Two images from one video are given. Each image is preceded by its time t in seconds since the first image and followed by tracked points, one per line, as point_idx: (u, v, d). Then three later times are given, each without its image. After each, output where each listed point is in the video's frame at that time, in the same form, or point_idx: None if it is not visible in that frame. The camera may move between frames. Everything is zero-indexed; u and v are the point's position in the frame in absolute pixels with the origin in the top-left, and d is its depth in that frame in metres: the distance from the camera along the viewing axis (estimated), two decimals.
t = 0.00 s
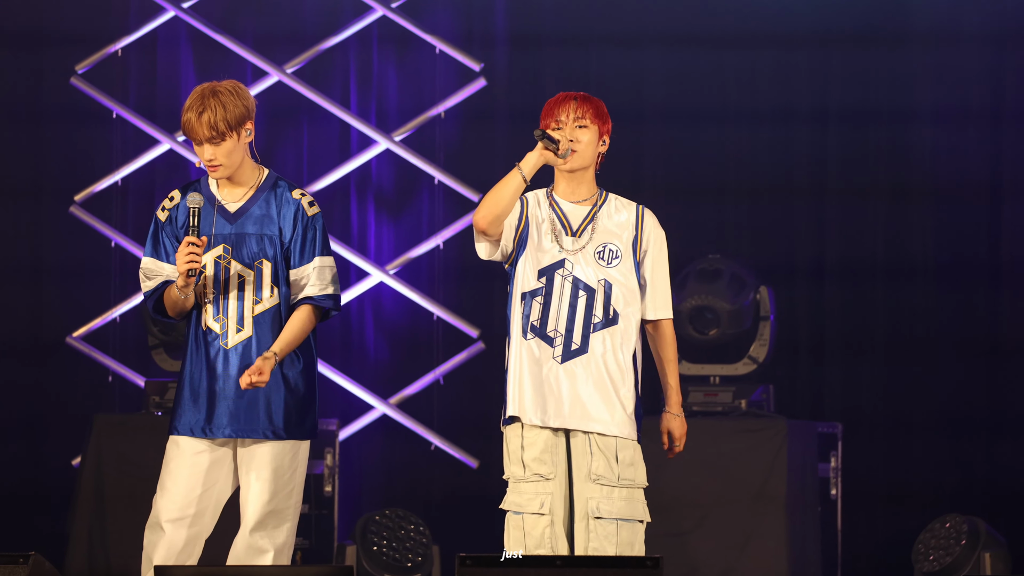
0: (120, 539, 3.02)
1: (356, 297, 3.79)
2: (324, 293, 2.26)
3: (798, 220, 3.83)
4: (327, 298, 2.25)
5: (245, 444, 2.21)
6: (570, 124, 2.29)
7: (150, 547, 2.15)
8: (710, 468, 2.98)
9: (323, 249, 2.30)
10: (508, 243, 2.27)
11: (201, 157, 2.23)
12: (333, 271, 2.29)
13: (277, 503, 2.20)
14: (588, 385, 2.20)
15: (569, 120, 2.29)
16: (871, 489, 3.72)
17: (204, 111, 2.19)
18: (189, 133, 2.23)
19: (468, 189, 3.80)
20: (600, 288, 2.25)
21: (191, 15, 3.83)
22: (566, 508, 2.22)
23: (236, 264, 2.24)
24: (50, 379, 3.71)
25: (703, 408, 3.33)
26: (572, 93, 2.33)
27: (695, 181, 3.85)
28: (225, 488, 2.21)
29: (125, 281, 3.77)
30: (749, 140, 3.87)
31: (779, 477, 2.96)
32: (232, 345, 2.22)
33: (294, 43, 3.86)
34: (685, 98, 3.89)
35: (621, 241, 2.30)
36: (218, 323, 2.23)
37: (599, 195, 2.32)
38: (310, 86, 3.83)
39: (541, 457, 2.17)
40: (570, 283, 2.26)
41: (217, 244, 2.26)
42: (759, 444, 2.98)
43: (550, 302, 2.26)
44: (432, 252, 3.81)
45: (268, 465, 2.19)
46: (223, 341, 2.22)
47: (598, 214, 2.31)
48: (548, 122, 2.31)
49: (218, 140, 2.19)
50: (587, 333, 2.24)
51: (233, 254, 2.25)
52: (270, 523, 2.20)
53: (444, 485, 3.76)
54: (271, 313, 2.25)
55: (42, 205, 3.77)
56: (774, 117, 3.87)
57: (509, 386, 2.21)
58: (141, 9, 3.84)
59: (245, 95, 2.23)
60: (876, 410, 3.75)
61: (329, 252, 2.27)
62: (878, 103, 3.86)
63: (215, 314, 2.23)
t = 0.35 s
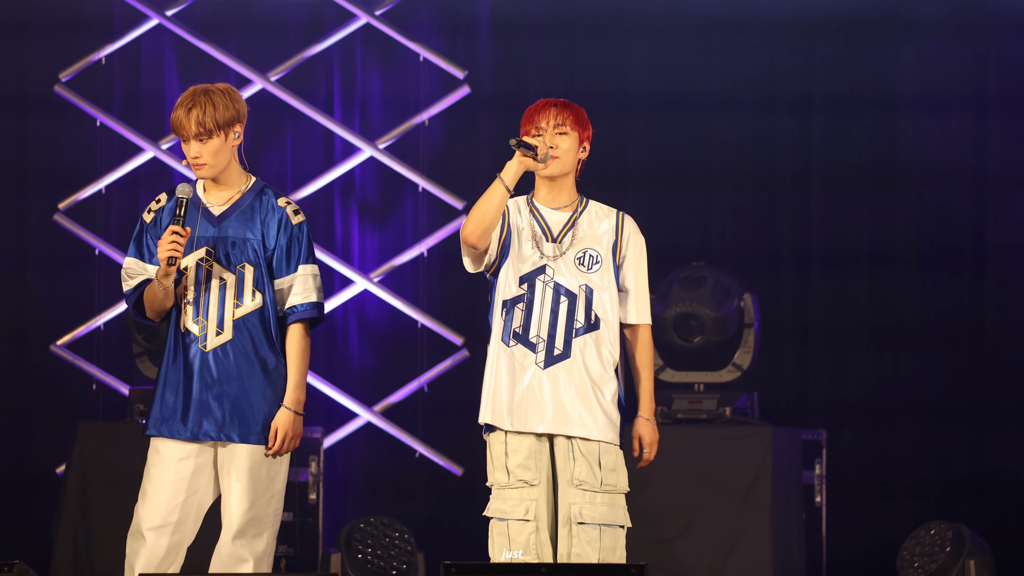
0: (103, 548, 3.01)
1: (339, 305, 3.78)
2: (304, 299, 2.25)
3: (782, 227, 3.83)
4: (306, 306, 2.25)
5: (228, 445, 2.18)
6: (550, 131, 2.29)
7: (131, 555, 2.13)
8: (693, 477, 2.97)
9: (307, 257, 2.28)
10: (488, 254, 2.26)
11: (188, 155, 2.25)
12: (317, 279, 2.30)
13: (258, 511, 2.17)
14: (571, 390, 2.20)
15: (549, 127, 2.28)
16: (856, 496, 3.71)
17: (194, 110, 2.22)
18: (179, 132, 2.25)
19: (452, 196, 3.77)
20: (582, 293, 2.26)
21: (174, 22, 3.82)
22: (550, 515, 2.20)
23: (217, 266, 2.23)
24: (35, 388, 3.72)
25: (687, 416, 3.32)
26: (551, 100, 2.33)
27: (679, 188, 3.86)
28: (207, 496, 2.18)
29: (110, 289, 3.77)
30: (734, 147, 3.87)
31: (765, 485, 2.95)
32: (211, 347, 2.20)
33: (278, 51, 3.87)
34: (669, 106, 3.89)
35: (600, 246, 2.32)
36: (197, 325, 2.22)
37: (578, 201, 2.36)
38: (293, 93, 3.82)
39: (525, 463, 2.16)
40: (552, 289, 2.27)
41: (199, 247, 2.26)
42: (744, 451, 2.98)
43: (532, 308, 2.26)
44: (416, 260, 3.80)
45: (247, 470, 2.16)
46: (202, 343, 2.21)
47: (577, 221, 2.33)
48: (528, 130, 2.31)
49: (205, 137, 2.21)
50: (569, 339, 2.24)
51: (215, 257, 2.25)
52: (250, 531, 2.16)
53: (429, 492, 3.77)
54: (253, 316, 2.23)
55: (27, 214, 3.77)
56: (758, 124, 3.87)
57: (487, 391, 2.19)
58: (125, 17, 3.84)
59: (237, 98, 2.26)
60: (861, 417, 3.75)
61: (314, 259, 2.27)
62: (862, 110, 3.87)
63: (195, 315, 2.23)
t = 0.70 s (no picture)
0: (103, 552, 3.02)
1: (337, 308, 3.80)
2: (301, 303, 2.24)
3: (779, 229, 3.83)
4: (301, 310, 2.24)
5: (225, 451, 2.18)
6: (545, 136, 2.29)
7: (132, 559, 2.13)
8: (690, 480, 2.98)
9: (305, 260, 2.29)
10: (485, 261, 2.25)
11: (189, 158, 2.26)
12: (311, 283, 2.29)
13: (258, 513, 2.16)
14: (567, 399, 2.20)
15: (543, 131, 2.28)
16: (853, 498, 3.71)
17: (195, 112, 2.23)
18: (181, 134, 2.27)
19: (450, 200, 3.82)
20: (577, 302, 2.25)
21: (173, 27, 3.84)
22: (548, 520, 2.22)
23: (217, 268, 2.24)
24: (33, 392, 3.73)
25: (684, 419, 3.31)
26: (548, 105, 2.32)
27: (676, 191, 3.86)
28: (208, 499, 2.19)
29: (107, 292, 3.77)
30: (731, 150, 3.87)
31: (763, 486, 2.94)
32: (211, 350, 2.21)
33: (275, 54, 3.86)
34: (666, 108, 3.89)
35: (596, 252, 2.31)
36: (198, 328, 2.23)
37: (576, 205, 2.34)
38: (292, 97, 3.83)
39: (518, 468, 2.16)
40: (548, 297, 2.26)
41: (200, 251, 2.26)
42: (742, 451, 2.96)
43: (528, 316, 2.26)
44: (413, 263, 3.81)
45: (245, 474, 2.16)
46: (203, 347, 2.22)
47: (575, 226, 2.33)
48: (524, 135, 2.31)
49: (205, 140, 2.22)
50: (565, 348, 2.24)
51: (216, 260, 2.25)
52: (251, 534, 2.15)
53: (427, 495, 3.77)
54: (250, 321, 2.23)
55: (24, 218, 3.77)
56: (756, 127, 3.87)
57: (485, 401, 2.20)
58: (122, 20, 3.84)
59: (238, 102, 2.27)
60: (858, 419, 3.75)
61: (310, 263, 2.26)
62: (859, 112, 3.86)
63: (195, 318, 2.23)
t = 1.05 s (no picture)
0: (111, 540, 3.02)
1: (344, 296, 3.81)
2: (306, 294, 2.26)
3: (786, 219, 3.83)
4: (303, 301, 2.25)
5: (232, 443, 2.21)
6: (551, 117, 2.29)
7: (140, 544, 2.16)
8: (697, 467, 2.97)
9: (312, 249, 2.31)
10: (490, 237, 2.29)
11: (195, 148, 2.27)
12: (320, 273, 2.30)
13: (265, 501, 2.20)
14: (571, 379, 2.20)
15: (549, 113, 2.28)
16: (858, 486, 3.71)
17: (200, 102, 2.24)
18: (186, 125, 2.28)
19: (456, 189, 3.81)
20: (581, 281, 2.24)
21: (178, 16, 3.84)
22: (552, 506, 2.23)
23: (225, 260, 2.25)
24: (40, 380, 3.73)
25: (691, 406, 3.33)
26: (559, 87, 2.33)
27: (681, 179, 3.86)
28: (215, 487, 2.22)
29: (113, 281, 3.78)
30: (737, 139, 3.86)
31: (769, 476, 2.92)
32: (218, 342, 2.23)
33: (281, 42, 3.86)
34: (671, 96, 3.88)
35: (603, 232, 2.28)
36: (205, 320, 2.24)
37: (584, 185, 2.32)
38: (297, 85, 3.83)
39: (523, 455, 2.18)
40: (553, 275, 2.25)
41: (208, 242, 2.27)
42: (748, 442, 2.94)
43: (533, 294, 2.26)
44: (419, 252, 3.82)
45: (254, 464, 2.19)
46: (210, 338, 2.23)
47: (583, 206, 2.30)
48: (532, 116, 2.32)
49: (211, 130, 2.23)
50: (568, 327, 2.23)
51: (224, 250, 2.26)
52: (258, 522, 2.20)
53: (432, 484, 3.77)
54: (257, 311, 2.24)
55: (29, 207, 3.77)
56: (761, 115, 3.86)
57: (489, 380, 2.23)
58: (127, 9, 3.84)
59: (243, 91, 2.27)
60: (864, 407, 3.75)
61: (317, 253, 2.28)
62: (865, 100, 3.85)
63: (202, 310, 2.24)
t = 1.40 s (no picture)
0: (122, 526, 2.98)
1: (358, 281, 3.80)
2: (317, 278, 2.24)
3: (798, 207, 3.83)
4: (317, 288, 2.24)
5: (243, 427, 2.20)
6: (578, 105, 2.29)
7: (151, 531, 2.16)
8: (712, 454, 2.94)
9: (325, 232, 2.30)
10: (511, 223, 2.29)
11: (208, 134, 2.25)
12: (335, 260, 2.28)
13: (277, 488, 2.19)
14: (590, 368, 2.19)
15: (577, 101, 2.28)
16: (870, 473, 3.71)
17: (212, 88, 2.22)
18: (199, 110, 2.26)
19: (468, 174, 3.81)
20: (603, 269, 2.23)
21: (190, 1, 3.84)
22: (567, 492, 2.21)
23: (238, 247, 2.24)
24: (52, 366, 3.73)
25: (703, 394, 3.28)
26: (587, 75, 2.33)
27: (694, 167, 3.86)
28: (227, 474, 2.22)
29: (126, 268, 3.77)
30: (749, 126, 3.86)
31: (781, 463, 2.90)
32: (230, 329, 2.22)
33: (293, 29, 3.87)
34: (683, 84, 3.89)
35: (627, 221, 2.27)
36: (217, 306, 2.23)
37: (611, 173, 2.31)
38: (310, 72, 3.83)
39: (539, 440, 2.17)
40: (576, 263, 2.25)
41: (221, 228, 2.26)
42: (761, 430, 2.92)
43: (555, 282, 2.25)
44: (432, 239, 3.82)
45: (265, 451, 2.18)
46: (223, 325, 2.22)
47: (608, 194, 2.29)
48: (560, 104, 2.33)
49: (224, 117, 2.21)
50: (589, 315, 2.22)
51: (237, 238, 2.26)
52: (270, 509, 2.19)
53: (443, 472, 3.77)
54: (271, 297, 2.24)
55: (43, 193, 3.78)
56: (773, 102, 3.87)
57: (506, 366, 2.22)
58: None
59: (256, 77, 2.25)
60: (876, 395, 3.75)
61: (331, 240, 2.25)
62: (877, 88, 3.85)
63: (215, 296, 2.23)
